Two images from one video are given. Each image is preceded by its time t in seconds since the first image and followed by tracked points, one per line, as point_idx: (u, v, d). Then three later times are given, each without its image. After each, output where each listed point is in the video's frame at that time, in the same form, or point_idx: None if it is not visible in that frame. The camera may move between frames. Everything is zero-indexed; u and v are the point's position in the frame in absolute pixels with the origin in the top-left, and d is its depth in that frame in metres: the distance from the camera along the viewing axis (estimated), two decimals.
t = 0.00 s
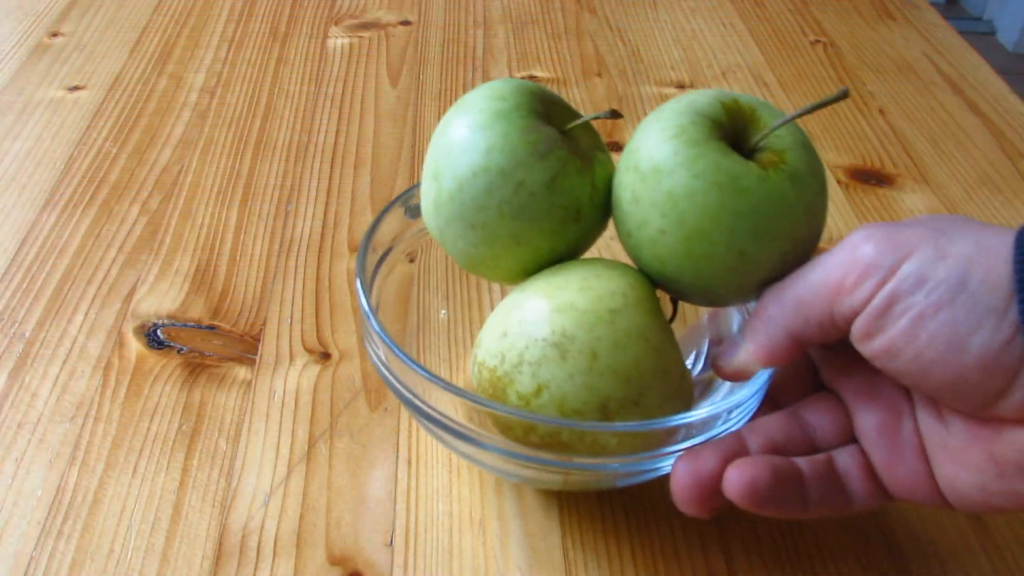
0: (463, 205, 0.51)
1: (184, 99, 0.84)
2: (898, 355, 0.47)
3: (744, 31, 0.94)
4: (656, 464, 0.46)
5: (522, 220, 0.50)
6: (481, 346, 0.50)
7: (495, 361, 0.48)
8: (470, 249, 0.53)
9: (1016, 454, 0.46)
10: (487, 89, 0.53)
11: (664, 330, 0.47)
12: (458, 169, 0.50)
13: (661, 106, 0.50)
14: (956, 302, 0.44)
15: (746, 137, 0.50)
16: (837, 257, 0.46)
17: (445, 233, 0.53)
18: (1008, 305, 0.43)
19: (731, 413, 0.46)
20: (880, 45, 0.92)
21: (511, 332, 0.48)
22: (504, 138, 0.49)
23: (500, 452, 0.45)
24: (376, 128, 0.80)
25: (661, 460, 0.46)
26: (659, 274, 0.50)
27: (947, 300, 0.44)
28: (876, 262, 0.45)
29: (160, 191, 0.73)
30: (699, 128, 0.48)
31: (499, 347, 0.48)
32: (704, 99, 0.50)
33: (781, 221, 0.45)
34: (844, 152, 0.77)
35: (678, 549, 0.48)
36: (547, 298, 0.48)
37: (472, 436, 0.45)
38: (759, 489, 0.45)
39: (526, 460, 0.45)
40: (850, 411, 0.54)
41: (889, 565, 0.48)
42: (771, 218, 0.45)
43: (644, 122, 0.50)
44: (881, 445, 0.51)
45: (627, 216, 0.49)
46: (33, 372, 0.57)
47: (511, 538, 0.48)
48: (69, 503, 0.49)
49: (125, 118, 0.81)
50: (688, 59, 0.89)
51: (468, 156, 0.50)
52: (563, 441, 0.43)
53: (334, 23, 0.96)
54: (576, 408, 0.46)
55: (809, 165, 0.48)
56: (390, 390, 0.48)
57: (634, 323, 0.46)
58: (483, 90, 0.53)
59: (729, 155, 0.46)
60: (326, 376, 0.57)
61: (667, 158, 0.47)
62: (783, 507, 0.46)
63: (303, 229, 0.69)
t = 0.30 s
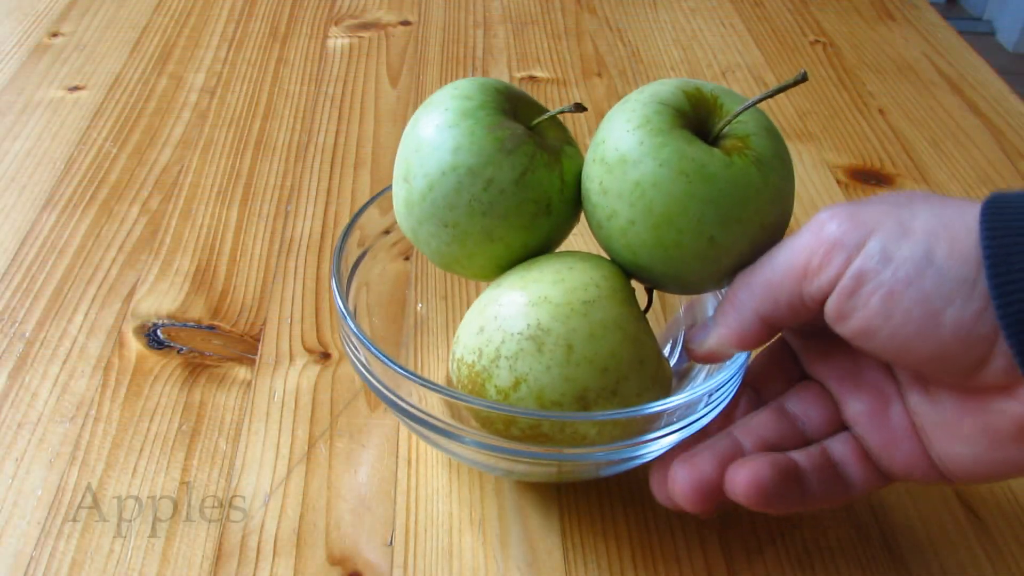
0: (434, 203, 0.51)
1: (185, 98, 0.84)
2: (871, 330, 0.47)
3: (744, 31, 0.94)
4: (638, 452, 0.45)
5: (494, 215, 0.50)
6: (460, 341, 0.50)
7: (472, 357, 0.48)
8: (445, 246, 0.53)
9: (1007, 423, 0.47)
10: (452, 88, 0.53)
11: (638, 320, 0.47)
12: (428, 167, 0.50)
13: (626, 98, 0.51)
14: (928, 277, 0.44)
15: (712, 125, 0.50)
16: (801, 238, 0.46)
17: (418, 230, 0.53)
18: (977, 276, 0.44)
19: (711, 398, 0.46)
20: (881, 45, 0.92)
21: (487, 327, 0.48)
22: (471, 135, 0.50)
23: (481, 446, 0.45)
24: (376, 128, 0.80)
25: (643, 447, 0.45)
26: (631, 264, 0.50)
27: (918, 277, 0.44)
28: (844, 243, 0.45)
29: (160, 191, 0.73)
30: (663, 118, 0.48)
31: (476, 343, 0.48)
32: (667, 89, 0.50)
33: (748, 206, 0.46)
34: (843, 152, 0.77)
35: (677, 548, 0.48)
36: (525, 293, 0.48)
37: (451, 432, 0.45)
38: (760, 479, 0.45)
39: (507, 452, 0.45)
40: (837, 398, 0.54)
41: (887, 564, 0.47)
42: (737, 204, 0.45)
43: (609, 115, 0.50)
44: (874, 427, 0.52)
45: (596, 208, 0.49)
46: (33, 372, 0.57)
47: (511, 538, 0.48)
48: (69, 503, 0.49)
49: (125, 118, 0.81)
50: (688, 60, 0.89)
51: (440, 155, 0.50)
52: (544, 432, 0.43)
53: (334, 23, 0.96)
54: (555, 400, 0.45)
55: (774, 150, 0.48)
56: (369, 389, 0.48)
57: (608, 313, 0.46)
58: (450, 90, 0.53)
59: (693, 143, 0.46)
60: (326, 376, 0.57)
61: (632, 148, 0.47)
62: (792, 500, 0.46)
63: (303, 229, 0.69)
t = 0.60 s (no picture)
0: (434, 203, 0.51)
1: (185, 99, 0.84)
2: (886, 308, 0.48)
3: (744, 31, 0.94)
4: (638, 452, 0.45)
5: (494, 215, 0.50)
6: (460, 341, 0.50)
7: (473, 358, 0.48)
8: (445, 246, 0.53)
9: None
10: (453, 87, 0.53)
11: (639, 320, 0.47)
12: (429, 167, 0.50)
13: (627, 98, 0.50)
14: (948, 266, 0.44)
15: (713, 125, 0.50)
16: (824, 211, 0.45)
17: (418, 230, 0.53)
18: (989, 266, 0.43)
19: (711, 398, 0.45)
20: (880, 45, 0.92)
21: (488, 328, 0.48)
22: (471, 135, 0.50)
23: (481, 446, 0.45)
24: (376, 128, 0.80)
25: (644, 447, 0.45)
26: (631, 264, 0.50)
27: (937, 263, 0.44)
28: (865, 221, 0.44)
29: (160, 191, 0.73)
30: (664, 119, 0.48)
31: (477, 343, 0.48)
32: (668, 90, 0.50)
33: (750, 206, 0.46)
34: (844, 152, 0.77)
35: (677, 549, 0.48)
36: (524, 293, 0.48)
37: (452, 432, 0.45)
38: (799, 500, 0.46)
39: (507, 452, 0.45)
40: (850, 405, 0.56)
41: (888, 564, 0.47)
42: (739, 204, 0.46)
43: (610, 114, 0.50)
44: (888, 429, 0.54)
45: (597, 208, 0.49)
46: (33, 372, 0.57)
47: (511, 538, 0.48)
48: (69, 504, 0.49)
49: (125, 118, 0.81)
50: (687, 60, 0.89)
51: (439, 154, 0.50)
52: (544, 433, 0.43)
53: (334, 23, 0.96)
54: (556, 400, 0.45)
55: (775, 150, 0.48)
56: (369, 388, 0.48)
57: (609, 313, 0.46)
58: (450, 90, 0.53)
59: (694, 143, 0.46)
60: (326, 377, 0.57)
61: (633, 147, 0.47)
62: (818, 515, 0.46)
63: (303, 229, 0.69)
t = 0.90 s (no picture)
0: (435, 203, 0.51)
1: (185, 98, 0.84)
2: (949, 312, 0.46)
3: (745, 31, 0.94)
4: (638, 452, 0.45)
5: (494, 215, 0.50)
6: (460, 341, 0.50)
7: (473, 358, 0.48)
8: (445, 247, 0.53)
9: None
10: (454, 87, 0.53)
11: (639, 320, 0.47)
12: (429, 167, 0.50)
13: (626, 98, 0.50)
14: None
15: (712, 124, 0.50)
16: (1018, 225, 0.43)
17: (418, 230, 0.53)
18: None
19: (711, 398, 0.45)
20: (881, 45, 0.92)
21: (488, 327, 0.48)
22: (471, 135, 0.50)
23: (481, 446, 0.45)
24: (376, 128, 0.80)
25: (643, 447, 0.45)
26: (631, 264, 0.49)
27: None
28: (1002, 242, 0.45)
29: (161, 191, 0.73)
30: (664, 118, 0.48)
31: (477, 343, 0.48)
32: (668, 89, 0.50)
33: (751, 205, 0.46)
34: (843, 152, 0.77)
35: (677, 549, 0.48)
36: (524, 292, 0.48)
37: (452, 432, 0.45)
38: None
39: (507, 452, 0.45)
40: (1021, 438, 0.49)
41: (887, 563, 0.47)
42: (740, 204, 0.46)
43: (610, 114, 0.50)
44: None
45: (597, 208, 0.49)
46: (33, 372, 0.57)
47: (511, 538, 0.48)
48: (69, 503, 0.49)
49: (126, 118, 0.81)
50: (687, 60, 0.89)
51: (439, 154, 0.50)
52: (545, 432, 0.43)
53: (334, 23, 0.96)
54: (555, 400, 0.45)
55: (774, 150, 0.48)
56: (369, 388, 0.48)
57: (609, 313, 0.46)
58: (451, 90, 0.53)
59: (694, 142, 0.46)
60: (326, 377, 0.57)
61: (633, 147, 0.47)
62: None
63: (303, 229, 0.69)
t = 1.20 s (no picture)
0: (435, 203, 0.51)
1: (185, 99, 0.84)
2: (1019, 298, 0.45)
3: (745, 31, 0.94)
4: (638, 451, 0.45)
5: (494, 216, 0.50)
6: (461, 341, 0.50)
7: (473, 358, 0.48)
8: (445, 246, 0.53)
9: None
10: (454, 87, 0.53)
11: (640, 320, 0.47)
12: (429, 167, 0.50)
13: (627, 98, 0.50)
14: None
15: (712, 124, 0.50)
16: None
17: (418, 230, 0.53)
18: None
19: (711, 398, 0.45)
20: (880, 45, 0.92)
21: (488, 327, 0.48)
22: (471, 135, 0.50)
23: (482, 445, 0.45)
24: (376, 128, 0.80)
25: (643, 447, 0.45)
26: (631, 264, 0.49)
27: None
28: None
29: (161, 191, 0.73)
30: (664, 119, 0.48)
31: (477, 343, 0.48)
32: (668, 90, 0.50)
33: (751, 205, 0.46)
34: (843, 152, 0.77)
35: (677, 549, 0.48)
36: (524, 292, 0.48)
37: (452, 432, 0.45)
38: None
39: (507, 452, 0.45)
40: None
41: (887, 563, 0.47)
42: (740, 204, 0.46)
43: (610, 114, 0.50)
44: None
45: (597, 208, 0.49)
46: (33, 372, 0.57)
47: (511, 538, 0.48)
48: (69, 504, 0.49)
49: (125, 118, 0.81)
50: (687, 60, 0.89)
51: (439, 154, 0.50)
52: (545, 433, 0.43)
53: (334, 23, 0.96)
54: (555, 400, 0.45)
55: (774, 150, 0.48)
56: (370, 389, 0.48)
57: (609, 313, 0.46)
58: (451, 90, 0.53)
59: (694, 142, 0.46)
60: (326, 377, 0.57)
61: (633, 147, 0.47)
62: None
63: (303, 229, 0.69)
